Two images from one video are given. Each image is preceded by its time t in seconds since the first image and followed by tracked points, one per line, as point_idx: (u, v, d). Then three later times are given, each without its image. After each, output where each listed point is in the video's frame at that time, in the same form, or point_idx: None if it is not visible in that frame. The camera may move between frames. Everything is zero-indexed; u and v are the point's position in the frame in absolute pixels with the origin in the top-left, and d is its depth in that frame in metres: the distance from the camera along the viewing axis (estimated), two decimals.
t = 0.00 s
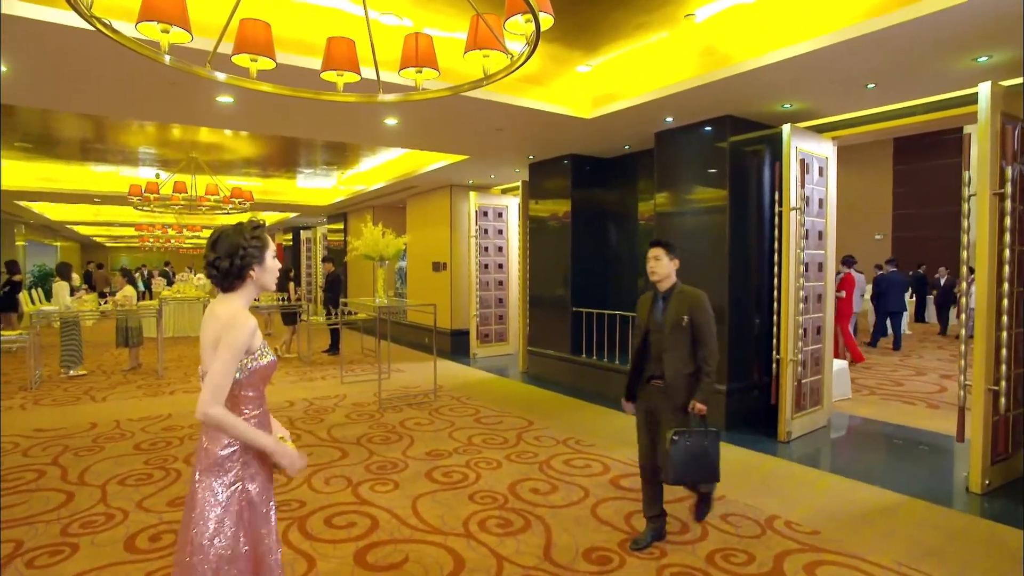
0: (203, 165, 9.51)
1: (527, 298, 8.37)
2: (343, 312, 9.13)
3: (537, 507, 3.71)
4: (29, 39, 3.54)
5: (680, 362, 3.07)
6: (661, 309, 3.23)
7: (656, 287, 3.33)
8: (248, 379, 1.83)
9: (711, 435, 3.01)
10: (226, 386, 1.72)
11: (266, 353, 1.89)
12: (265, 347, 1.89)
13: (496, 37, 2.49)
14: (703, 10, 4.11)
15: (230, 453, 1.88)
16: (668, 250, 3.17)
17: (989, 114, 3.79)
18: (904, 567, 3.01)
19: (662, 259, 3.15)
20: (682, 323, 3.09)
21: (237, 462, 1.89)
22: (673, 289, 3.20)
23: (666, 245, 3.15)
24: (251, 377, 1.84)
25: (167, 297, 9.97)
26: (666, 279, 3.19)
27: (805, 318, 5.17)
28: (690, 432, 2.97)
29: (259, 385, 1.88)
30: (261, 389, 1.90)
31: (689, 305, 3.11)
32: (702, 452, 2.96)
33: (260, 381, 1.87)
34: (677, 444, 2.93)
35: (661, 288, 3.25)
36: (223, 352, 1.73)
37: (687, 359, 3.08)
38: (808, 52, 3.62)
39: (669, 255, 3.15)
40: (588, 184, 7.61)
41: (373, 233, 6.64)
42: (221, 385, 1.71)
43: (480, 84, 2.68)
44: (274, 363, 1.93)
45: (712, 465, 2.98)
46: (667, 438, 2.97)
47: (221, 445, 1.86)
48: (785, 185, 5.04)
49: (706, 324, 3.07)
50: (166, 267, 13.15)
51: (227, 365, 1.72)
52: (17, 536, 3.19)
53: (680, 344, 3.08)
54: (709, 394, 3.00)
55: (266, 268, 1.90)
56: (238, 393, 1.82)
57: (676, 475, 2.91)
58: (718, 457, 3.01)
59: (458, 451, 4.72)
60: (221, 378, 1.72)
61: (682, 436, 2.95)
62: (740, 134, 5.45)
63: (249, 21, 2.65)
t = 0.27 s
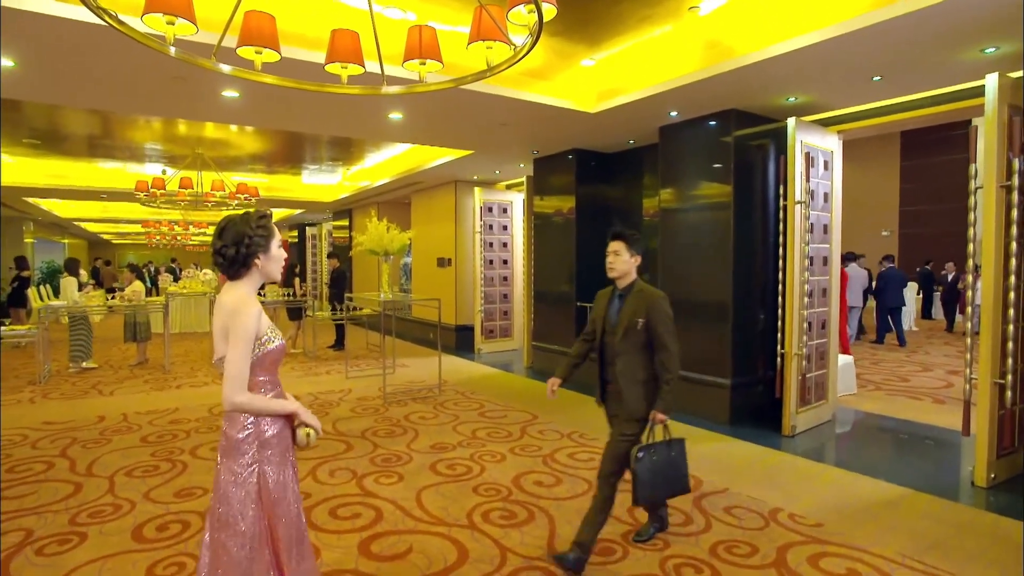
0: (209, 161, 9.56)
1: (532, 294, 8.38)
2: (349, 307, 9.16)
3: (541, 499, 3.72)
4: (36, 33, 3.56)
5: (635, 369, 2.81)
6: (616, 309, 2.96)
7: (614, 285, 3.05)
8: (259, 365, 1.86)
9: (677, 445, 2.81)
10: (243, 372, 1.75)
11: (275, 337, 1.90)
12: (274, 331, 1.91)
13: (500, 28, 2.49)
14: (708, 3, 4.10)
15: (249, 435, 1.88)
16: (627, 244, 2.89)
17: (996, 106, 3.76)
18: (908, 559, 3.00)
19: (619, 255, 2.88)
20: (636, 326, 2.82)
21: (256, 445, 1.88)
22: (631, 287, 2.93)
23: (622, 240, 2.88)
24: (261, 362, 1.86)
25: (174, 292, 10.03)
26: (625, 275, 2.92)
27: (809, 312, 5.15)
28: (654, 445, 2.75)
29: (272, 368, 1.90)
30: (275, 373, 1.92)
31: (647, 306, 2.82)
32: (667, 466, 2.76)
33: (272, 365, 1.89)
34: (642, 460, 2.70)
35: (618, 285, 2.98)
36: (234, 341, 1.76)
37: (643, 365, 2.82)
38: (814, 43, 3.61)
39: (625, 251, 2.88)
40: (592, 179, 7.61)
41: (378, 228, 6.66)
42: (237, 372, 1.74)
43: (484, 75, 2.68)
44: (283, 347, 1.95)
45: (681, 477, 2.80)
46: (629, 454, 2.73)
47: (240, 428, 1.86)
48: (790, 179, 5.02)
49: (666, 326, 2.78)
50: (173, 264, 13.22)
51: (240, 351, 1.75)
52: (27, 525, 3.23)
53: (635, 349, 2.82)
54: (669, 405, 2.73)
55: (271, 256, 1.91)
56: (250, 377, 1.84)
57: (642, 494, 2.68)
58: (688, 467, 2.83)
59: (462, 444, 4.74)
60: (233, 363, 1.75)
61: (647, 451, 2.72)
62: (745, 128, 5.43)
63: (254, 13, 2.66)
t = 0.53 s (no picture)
0: (212, 158, 9.58)
1: (535, 291, 8.38)
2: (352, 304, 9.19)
3: (543, 493, 3.72)
4: (41, 28, 3.58)
5: (587, 366, 2.57)
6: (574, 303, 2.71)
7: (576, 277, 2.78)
8: (258, 355, 1.86)
9: (632, 449, 2.47)
10: (238, 364, 1.75)
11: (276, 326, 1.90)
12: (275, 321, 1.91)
13: (502, 20, 2.49)
14: None
15: (250, 423, 1.88)
16: (588, 231, 2.62)
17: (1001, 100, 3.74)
18: (910, 553, 3.00)
19: (577, 242, 2.63)
20: (590, 319, 2.57)
21: (257, 435, 1.89)
22: (589, 277, 2.67)
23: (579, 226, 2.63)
24: (260, 353, 1.86)
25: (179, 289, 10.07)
26: (584, 265, 2.66)
27: (813, 307, 5.14)
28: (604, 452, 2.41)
29: (273, 359, 1.90)
30: (277, 363, 1.92)
31: (602, 298, 2.56)
32: (622, 475, 2.40)
33: (273, 356, 1.89)
34: (593, 469, 2.35)
35: (576, 276, 2.73)
36: (228, 332, 1.75)
37: (597, 362, 2.57)
38: (817, 37, 3.59)
39: (585, 237, 2.62)
40: (595, 176, 7.61)
41: (381, 225, 6.66)
42: (233, 364, 1.73)
43: (486, 67, 2.69)
44: (286, 336, 1.94)
45: (638, 486, 2.44)
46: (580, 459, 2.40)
47: (242, 417, 1.88)
48: (794, 174, 5.01)
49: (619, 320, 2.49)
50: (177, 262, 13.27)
51: (235, 342, 1.74)
52: (33, 517, 3.25)
53: (587, 345, 2.58)
54: (622, 407, 2.44)
55: (273, 249, 1.90)
56: (250, 368, 1.84)
57: (591, 507, 2.30)
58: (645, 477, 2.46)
59: (465, 439, 4.75)
60: (230, 355, 1.74)
61: (598, 458, 2.38)
62: (748, 124, 5.43)
63: (257, 7, 2.66)
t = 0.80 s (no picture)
0: (216, 155, 9.60)
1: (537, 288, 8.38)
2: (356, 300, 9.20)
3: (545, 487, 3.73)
4: (45, 23, 3.60)
5: (535, 362, 2.45)
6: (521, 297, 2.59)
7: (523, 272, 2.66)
8: (257, 344, 1.87)
9: (565, 455, 2.26)
10: (233, 353, 1.75)
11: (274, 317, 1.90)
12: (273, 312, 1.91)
13: (504, 11, 2.49)
14: None
15: (250, 411, 1.90)
16: (534, 221, 2.53)
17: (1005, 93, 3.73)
18: (913, 546, 3.00)
19: (522, 232, 2.52)
20: (538, 312, 2.46)
21: (258, 424, 1.90)
22: (537, 268, 2.55)
23: (525, 216, 2.53)
24: (259, 342, 1.87)
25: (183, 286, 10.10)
26: (531, 256, 2.56)
27: (816, 303, 5.13)
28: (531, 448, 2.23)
29: (273, 348, 1.91)
30: (278, 352, 1.93)
31: (548, 291, 2.45)
32: (548, 476, 2.22)
33: (272, 346, 1.90)
34: (516, 462, 2.21)
35: (525, 268, 2.62)
36: (222, 321, 1.75)
37: (546, 359, 2.45)
38: (821, 30, 3.58)
39: (530, 227, 2.52)
40: (597, 173, 7.60)
41: (383, 221, 6.67)
42: (228, 352, 1.74)
43: (488, 60, 2.69)
44: (286, 327, 1.95)
45: (564, 493, 2.25)
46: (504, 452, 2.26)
47: (243, 405, 1.90)
48: (796, 169, 5.00)
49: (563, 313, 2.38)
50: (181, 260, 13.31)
51: (229, 331, 1.75)
52: (37, 509, 3.27)
53: (533, 341, 2.46)
54: (567, 405, 2.32)
55: (274, 240, 1.90)
56: (247, 357, 1.85)
57: (503, 499, 2.19)
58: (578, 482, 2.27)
59: (467, 433, 4.76)
60: (225, 345, 1.75)
61: (523, 453, 2.22)
62: (751, 119, 5.41)
63: None
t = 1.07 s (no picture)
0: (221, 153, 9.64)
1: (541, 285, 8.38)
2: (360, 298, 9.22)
3: (548, 481, 3.73)
4: (52, 20, 3.62)
5: (484, 356, 2.25)
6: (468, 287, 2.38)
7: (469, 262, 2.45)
8: (261, 332, 1.88)
9: (516, 453, 2.04)
10: (239, 341, 1.76)
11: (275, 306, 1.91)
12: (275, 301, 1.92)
13: (507, 4, 2.48)
14: None
15: (256, 398, 1.91)
16: (478, 204, 2.31)
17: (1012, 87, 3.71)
18: (918, 541, 2.99)
19: (466, 218, 2.28)
20: (490, 302, 2.26)
21: (264, 413, 1.92)
22: (486, 256, 2.33)
23: (473, 199, 2.29)
24: (264, 330, 1.88)
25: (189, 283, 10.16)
26: (476, 244, 2.33)
27: (821, 299, 5.11)
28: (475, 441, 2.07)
29: (277, 337, 1.92)
30: (282, 341, 1.94)
31: (499, 278, 2.27)
32: (493, 474, 2.02)
33: (275, 334, 1.91)
34: (456, 454, 2.05)
35: (473, 256, 2.40)
36: (227, 310, 1.76)
37: (495, 350, 2.25)
38: (827, 24, 3.56)
39: (476, 212, 2.28)
40: (602, 169, 7.59)
41: (388, 218, 6.69)
42: (233, 341, 1.74)
43: (492, 53, 2.69)
44: (289, 316, 1.96)
45: (513, 496, 2.01)
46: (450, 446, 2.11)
47: (249, 395, 1.91)
48: (801, 165, 4.98)
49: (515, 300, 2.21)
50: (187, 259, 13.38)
51: (233, 320, 1.76)
52: (45, 501, 3.30)
53: (480, 331, 2.25)
54: (517, 396, 2.13)
55: (274, 230, 1.91)
56: (252, 345, 1.86)
57: (440, 494, 2.02)
58: (528, 485, 2.01)
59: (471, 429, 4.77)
60: (231, 333, 1.76)
61: (465, 446, 2.06)
62: (756, 115, 5.40)
63: None
